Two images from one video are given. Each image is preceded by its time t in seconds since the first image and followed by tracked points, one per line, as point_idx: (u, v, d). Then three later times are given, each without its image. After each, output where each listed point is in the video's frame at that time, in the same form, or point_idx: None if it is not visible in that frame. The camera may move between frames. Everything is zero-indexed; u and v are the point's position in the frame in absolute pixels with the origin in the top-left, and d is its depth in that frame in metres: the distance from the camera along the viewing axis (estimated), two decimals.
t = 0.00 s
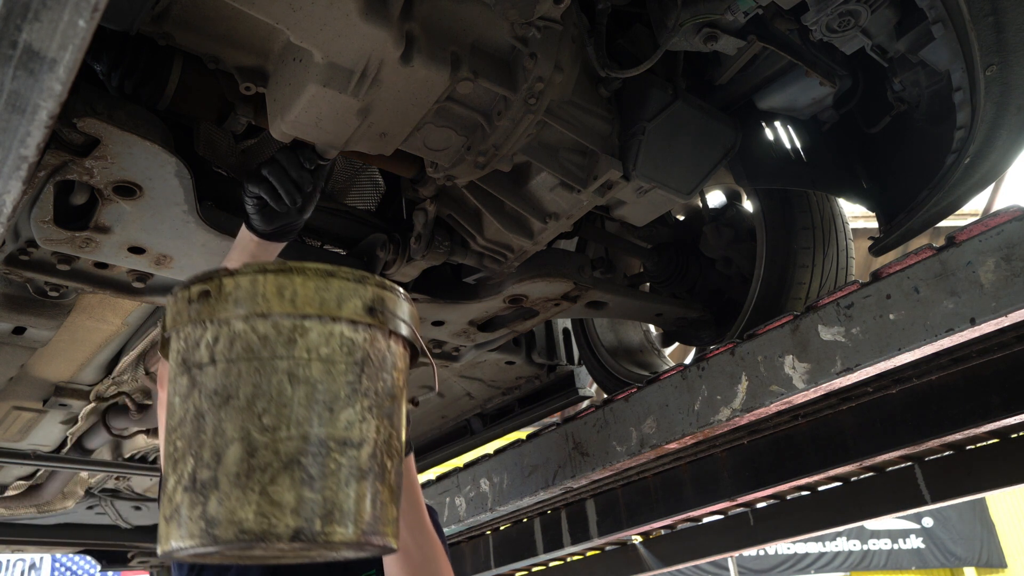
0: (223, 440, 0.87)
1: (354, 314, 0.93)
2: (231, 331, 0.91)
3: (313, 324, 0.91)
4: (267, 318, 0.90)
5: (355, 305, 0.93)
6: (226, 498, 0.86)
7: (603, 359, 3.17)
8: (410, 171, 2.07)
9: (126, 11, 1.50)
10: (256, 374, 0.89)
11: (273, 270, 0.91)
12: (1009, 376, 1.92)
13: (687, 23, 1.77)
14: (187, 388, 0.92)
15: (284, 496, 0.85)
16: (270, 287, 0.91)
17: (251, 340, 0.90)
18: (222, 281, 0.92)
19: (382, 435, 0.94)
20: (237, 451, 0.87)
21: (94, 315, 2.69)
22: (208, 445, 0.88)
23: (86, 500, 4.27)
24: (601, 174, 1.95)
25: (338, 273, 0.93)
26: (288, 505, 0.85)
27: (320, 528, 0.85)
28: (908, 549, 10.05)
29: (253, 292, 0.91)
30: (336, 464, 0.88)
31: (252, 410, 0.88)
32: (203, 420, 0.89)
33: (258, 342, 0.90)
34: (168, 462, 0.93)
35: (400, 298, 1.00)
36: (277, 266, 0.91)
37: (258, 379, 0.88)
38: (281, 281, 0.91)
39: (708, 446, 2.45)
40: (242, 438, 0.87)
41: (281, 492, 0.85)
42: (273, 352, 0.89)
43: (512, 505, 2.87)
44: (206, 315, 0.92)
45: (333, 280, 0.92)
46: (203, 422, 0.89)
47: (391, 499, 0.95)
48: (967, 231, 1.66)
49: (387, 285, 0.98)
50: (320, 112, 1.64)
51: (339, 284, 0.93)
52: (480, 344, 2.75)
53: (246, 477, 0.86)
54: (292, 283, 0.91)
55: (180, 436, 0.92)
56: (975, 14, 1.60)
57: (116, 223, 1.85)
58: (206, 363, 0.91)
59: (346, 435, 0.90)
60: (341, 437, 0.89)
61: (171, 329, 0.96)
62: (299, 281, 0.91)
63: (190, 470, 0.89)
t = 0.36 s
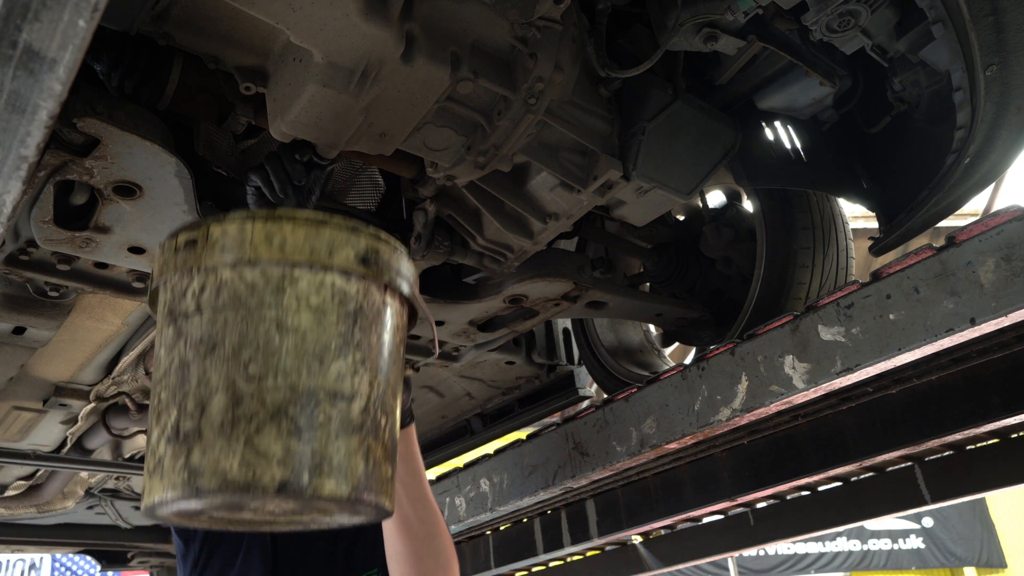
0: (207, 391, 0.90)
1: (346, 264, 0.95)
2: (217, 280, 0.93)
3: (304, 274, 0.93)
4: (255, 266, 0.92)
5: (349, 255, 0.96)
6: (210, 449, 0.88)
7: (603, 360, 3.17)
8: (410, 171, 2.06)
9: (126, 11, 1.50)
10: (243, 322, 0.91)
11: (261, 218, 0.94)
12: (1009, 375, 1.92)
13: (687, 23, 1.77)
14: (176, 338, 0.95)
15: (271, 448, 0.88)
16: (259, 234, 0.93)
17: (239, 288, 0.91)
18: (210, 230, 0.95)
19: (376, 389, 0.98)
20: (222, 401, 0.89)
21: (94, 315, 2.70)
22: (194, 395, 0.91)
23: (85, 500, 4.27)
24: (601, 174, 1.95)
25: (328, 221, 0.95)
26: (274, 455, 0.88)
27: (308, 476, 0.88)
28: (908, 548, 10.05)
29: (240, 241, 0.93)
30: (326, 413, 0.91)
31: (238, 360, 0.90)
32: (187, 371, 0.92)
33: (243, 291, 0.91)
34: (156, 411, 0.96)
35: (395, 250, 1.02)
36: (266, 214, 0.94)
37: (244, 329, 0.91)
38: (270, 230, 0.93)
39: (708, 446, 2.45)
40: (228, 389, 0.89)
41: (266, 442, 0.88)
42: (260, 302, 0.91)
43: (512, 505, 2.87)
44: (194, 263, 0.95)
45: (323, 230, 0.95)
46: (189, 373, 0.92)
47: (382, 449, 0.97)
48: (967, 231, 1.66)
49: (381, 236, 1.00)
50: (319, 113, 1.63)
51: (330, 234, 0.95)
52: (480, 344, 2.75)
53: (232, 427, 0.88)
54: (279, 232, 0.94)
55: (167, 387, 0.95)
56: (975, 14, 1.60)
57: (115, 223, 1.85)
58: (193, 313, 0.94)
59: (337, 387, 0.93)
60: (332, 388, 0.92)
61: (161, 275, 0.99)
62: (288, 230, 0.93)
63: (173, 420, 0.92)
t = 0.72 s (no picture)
0: (222, 362, 1.10)
1: (354, 235, 1.18)
2: (229, 254, 1.15)
3: (313, 245, 1.15)
4: (268, 236, 1.14)
5: (356, 227, 1.19)
6: (225, 419, 1.07)
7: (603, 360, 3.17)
8: (410, 171, 2.05)
9: (126, 11, 1.50)
10: (256, 294, 1.12)
11: (271, 193, 1.17)
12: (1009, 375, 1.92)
13: (687, 24, 1.78)
14: (187, 311, 1.16)
15: (284, 420, 1.07)
16: (269, 206, 1.16)
17: (253, 259, 1.14)
18: (218, 206, 1.17)
19: (378, 358, 1.18)
20: (236, 371, 1.09)
21: (94, 315, 2.70)
22: (208, 366, 1.11)
23: (85, 500, 4.26)
24: (601, 174, 1.95)
25: (334, 198, 1.18)
26: (288, 426, 1.07)
27: (322, 442, 1.08)
28: (909, 548, 10.05)
29: (251, 214, 1.15)
30: (338, 384, 1.12)
31: (251, 332, 1.10)
32: (201, 345, 1.12)
33: (255, 263, 1.13)
34: (169, 388, 1.16)
35: (399, 224, 1.26)
36: (275, 190, 1.16)
37: (257, 302, 1.12)
38: (279, 204, 1.16)
39: (708, 446, 2.45)
40: (242, 360, 1.09)
41: (281, 415, 1.07)
42: (274, 274, 1.13)
43: (512, 505, 2.87)
44: (205, 236, 1.17)
45: (330, 206, 1.17)
46: (203, 345, 1.13)
47: (390, 419, 1.18)
48: (967, 231, 1.66)
49: (386, 211, 1.24)
50: (319, 114, 1.62)
51: (339, 208, 1.18)
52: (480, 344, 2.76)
53: (247, 396, 1.08)
54: (290, 205, 1.16)
55: (180, 360, 1.16)
56: (976, 14, 1.60)
57: (115, 222, 1.84)
58: (205, 287, 1.15)
59: (350, 359, 1.14)
60: (343, 360, 1.13)
61: (175, 252, 1.21)
62: (297, 202, 1.16)
63: (189, 392, 1.11)
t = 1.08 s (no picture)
0: (221, 370, 1.10)
1: (352, 239, 1.18)
2: (227, 260, 1.15)
3: (311, 250, 1.15)
4: (265, 242, 1.14)
5: (355, 230, 1.18)
6: (225, 428, 1.07)
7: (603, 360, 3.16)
8: (410, 171, 2.05)
9: (126, 11, 1.50)
10: (255, 301, 1.12)
11: (267, 197, 1.16)
12: (1009, 374, 1.92)
13: (687, 23, 1.78)
14: (186, 318, 1.16)
15: (285, 428, 1.07)
16: (265, 211, 1.15)
17: (251, 265, 1.14)
18: (214, 211, 1.17)
19: (380, 363, 1.18)
20: (235, 379, 1.09)
21: (94, 315, 2.70)
22: (207, 375, 1.11)
23: (85, 500, 4.26)
24: (601, 174, 1.95)
25: (332, 202, 1.18)
26: (289, 435, 1.07)
27: (324, 449, 1.08)
28: (909, 549, 10.05)
29: (248, 219, 1.15)
30: (339, 390, 1.12)
31: (251, 339, 1.10)
32: (200, 352, 1.12)
33: (253, 270, 1.13)
34: (168, 396, 1.16)
35: (398, 225, 1.25)
36: (271, 194, 1.16)
37: (256, 309, 1.12)
38: (276, 208, 1.15)
39: (708, 446, 2.45)
40: (241, 367, 1.09)
41: (282, 424, 1.07)
42: (272, 280, 1.13)
43: (512, 505, 2.87)
44: (201, 242, 1.17)
45: (327, 210, 1.17)
46: (201, 352, 1.13)
47: (393, 423, 1.18)
48: (967, 231, 1.66)
49: (384, 213, 1.24)
50: (319, 114, 1.62)
51: (337, 211, 1.18)
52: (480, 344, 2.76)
53: (247, 404, 1.08)
54: (286, 209, 1.16)
55: (179, 367, 1.16)
56: (975, 14, 1.60)
57: (115, 223, 1.84)
58: (203, 294, 1.15)
59: (352, 365, 1.14)
60: (344, 366, 1.13)
61: (172, 258, 1.21)
62: (293, 206, 1.16)
63: (189, 400, 1.12)
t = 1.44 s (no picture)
0: (217, 376, 1.10)
1: (348, 241, 1.18)
2: (221, 264, 1.15)
3: (307, 253, 1.15)
4: (260, 246, 1.14)
5: (350, 233, 1.18)
6: (221, 436, 1.07)
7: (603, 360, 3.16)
8: (410, 171, 2.05)
9: (126, 11, 1.49)
10: (249, 306, 1.12)
11: (261, 200, 1.16)
12: (1009, 375, 1.92)
13: (687, 23, 1.78)
14: (181, 323, 1.16)
15: (282, 436, 1.07)
16: (260, 214, 1.15)
17: (246, 269, 1.14)
18: (208, 213, 1.17)
19: (378, 368, 1.18)
20: (230, 386, 1.09)
21: (94, 315, 2.70)
22: (202, 381, 1.11)
23: (85, 500, 4.26)
24: (601, 174, 1.95)
25: (327, 204, 1.18)
26: (286, 442, 1.07)
27: (321, 457, 1.08)
28: (909, 548, 10.05)
29: (243, 223, 1.15)
30: (336, 397, 1.12)
31: (246, 345, 1.10)
32: (195, 358, 1.12)
33: (247, 274, 1.13)
34: (164, 403, 1.16)
35: (395, 226, 1.25)
36: (265, 196, 1.16)
37: (251, 314, 1.12)
38: (271, 212, 1.15)
39: (707, 446, 2.45)
40: (236, 374, 1.09)
41: (277, 431, 1.07)
42: (267, 284, 1.13)
43: (512, 505, 2.87)
44: (195, 245, 1.17)
45: (322, 212, 1.17)
46: (196, 358, 1.13)
47: (391, 428, 1.17)
48: (968, 231, 1.66)
49: (381, 215, 1.24)
50: (319, 114, 1.62)
51: (332, 214, 1.18)
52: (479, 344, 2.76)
53: (242, 411, 1.08)
54: (281, 212, 1.16)
55: (174, 373, 1.16)
56: (976, 14, 1.60)
57: (115, 223, 1.84)
58: (198, 298, 1.15)
59: (348, 370, 1.14)
60: (341, 371, 1.13)
61: (166, 262, 1.21)
62: (288, 209, 1.16)
63: (184, 407, 1.12)
